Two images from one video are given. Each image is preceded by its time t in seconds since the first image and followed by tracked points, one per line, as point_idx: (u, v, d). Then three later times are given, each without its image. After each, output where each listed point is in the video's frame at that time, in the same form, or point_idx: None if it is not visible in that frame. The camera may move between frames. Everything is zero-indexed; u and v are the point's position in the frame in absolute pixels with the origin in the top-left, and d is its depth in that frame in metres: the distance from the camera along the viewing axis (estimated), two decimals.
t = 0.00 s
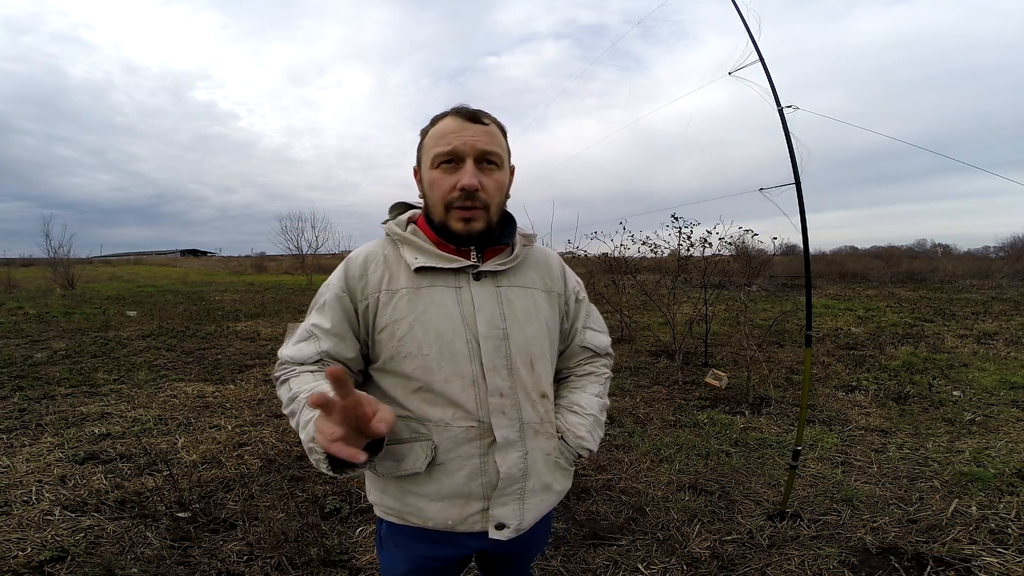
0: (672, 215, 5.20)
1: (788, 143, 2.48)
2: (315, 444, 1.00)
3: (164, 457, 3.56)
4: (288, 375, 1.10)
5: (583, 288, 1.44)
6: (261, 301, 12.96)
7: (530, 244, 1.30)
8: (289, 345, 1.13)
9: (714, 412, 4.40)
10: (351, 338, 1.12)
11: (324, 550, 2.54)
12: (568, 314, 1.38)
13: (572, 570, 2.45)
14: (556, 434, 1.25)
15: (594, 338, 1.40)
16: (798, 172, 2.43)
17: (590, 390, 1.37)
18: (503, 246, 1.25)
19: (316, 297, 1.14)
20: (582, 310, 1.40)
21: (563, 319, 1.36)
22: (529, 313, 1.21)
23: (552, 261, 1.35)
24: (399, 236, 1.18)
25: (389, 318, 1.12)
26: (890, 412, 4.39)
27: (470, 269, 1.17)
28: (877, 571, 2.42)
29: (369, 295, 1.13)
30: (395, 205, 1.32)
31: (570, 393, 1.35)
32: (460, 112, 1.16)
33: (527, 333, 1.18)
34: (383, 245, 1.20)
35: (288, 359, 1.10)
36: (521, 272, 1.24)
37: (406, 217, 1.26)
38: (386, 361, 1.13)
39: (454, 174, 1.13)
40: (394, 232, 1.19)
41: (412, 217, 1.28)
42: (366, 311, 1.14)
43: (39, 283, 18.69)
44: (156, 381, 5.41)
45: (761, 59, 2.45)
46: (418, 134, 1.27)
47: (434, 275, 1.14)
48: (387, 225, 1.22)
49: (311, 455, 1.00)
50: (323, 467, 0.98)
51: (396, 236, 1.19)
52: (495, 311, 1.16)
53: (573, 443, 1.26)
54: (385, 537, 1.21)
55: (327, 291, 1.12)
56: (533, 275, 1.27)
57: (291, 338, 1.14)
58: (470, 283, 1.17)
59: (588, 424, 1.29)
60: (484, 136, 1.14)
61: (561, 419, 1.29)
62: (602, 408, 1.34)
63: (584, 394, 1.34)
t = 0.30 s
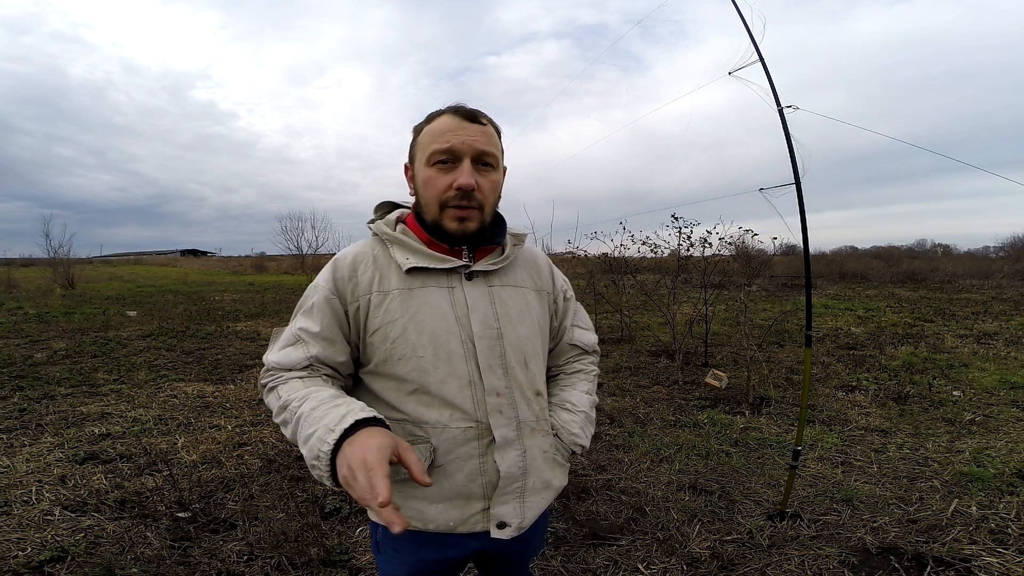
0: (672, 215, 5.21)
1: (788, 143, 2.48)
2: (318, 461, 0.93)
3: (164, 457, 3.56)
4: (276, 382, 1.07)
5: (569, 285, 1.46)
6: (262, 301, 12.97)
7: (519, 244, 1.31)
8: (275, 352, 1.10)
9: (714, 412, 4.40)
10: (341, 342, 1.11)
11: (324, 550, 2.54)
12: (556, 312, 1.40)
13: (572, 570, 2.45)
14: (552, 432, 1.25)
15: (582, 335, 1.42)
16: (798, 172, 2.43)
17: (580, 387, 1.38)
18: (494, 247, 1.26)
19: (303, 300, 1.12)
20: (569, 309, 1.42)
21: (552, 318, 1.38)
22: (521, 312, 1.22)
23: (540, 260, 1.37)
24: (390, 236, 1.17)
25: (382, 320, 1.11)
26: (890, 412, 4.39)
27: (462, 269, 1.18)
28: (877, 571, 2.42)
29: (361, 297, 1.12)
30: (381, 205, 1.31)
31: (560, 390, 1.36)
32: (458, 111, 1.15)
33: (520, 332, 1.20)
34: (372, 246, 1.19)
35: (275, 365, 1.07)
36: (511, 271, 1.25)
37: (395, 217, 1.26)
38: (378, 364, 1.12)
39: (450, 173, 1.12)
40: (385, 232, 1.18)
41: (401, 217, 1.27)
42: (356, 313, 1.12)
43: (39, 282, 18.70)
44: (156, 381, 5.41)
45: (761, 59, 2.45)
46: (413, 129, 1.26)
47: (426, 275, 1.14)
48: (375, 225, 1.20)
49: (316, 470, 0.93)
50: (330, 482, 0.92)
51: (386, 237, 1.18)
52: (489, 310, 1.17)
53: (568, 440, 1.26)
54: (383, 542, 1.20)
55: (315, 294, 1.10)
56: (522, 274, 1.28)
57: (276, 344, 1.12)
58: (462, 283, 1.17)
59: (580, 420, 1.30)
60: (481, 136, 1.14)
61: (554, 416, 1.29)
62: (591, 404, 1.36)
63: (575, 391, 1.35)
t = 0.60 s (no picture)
0: (672, 215, 5.22)
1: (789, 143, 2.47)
2: (320, 467, 0.93)
3: (164, 457, 3.56)
4: (269, 387, 1.07)
5: (561, 284, 1.46)
6: (261, 301, 12.96)
7: (514, 244, 1.32)
8: (267, 356, 1.10)
9: (714, 412, 4.40)
10: (334, 344, 1.11)
11: (324, 550, 2.54)
12: (549, 311, 1.40)
13: (572, 570, 2.45)
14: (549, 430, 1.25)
15: (575, 334, 1.42)
16: (798, 172, 2.42)
17: (574, 385, 1.39)
18: (489, 246, 1.26)
19: (294, 304, 1.12)
20: (562, 308, 1.43)
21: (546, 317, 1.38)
22: (517, 312, 1.22)
23: (533, 260, 1.37)
24: (383, 236, 1.17)
25: (376, 321, 1.11)
26: (890, 412, 4.39)
27: (457, 269, 1.18)
28: (877, 571, 2.42)
29: (354, 299, 1.12)
30: (373, 205, 1.31)
31: (555, 389, 1.36)
32: (455, 108, 1.16)
33: (517, 332, 1.20)
34: (366, 246, 1.19)
35: (268, 370, 1.07)
36: (506, 271, 1.26)
37: (388, 216, 1.25)
38: (373, 366, 1.12)
39: (448, 170, 1.12)
40: (378, 232, 1.18)
41: (394, 216, 1.27)
42: (351, 314, 1.12)
43: (40, 282, 18.70)
44: (156, 381, 5.41)
45: (760, 59, 2.44)
46: (407, 126, 1.25)
47: (421, 275, 1.14)
48: (368, 225, 1.20)
49: (317, 475, 0.94)
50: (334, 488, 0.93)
51: (380, 237, 1.18)
52: (485, 311, 1.17)
53: (565, 438, 1.26)
54: (381, 545, 1.19)
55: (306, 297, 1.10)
56: (517, 274, 1.28)
57: (267, 349, 1.11)
58: (458, 283, 1.17)
59: (576, 418, 1.30)
60: (479, 134, 1.14)
61: (550, 415, 1.29)
62: (586, 402, 1.36)
63: (570, 390, 1.36)
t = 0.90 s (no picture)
0: (672, 215, 5.22)
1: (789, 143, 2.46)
2: (320, 461, 0.93)
3: (164, 457, 3.56)
4: (268, 387, 1.07)
5: (560, 284, 1.46)
6: (261, 301, 12.96)
7: (512, 244, 1.31)
8: (266, 357, 1.10)
9: (714, 412, 4.40)
10: (334, 345, 1.10)
11: (324, 550, 2.54)
12: (548, 311, 1.40)
13: (572, 570, 2.45)
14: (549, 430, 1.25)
15: (574, 334, 1.42)
16: (798, 172, 2.42)
17: (573, 384, 1.39)
18: (488, 246, 1.26)
19: (294, 304, 1.12)
20: (561, 308, 1.43)
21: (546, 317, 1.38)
22: (516, 311, 1.22)
23: (532, 259, 1.37)
24: (382, 236, 1.17)
25: (375, 321, 1.11)
26: (890, 412, 4.39)
27: (457, 269, 1.18)
28: (877, 571, 2.42)
29: (352, 298, 1.12)
30: (372, 205, 1.31)
31: (555, 389, 1.36)
32: (451, 109, 1.15)
33: (516, 332, 1.20)
34: (364, 246, 1.19)
35: (268, 370, 1.07)
36: (505, 271, 1.26)
37: (387, 216, 1.25)
38: (373, 367, 1.12)
39: (445, 173, 1.12)
40: (376, 235, 1.18)
41: (393, 216, 1.27)
42: (350, 315, 1.12)
43: (39, 282, 18.70)
44: (156, 381, 5.41)
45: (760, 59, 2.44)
46: (403, 127, 1.25)
47: (420, 276, 1.14)
48: (367, 225, 1.20)
49: (317, 472, 0.94)
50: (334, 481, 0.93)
51: (377, 239, 1.18)
52: (485, 310, 1.17)
53: (564, 437, 1.26)
54: (382, 546, 1.19)
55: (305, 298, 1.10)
56: (516, 274, 1.28)
57: (267, 350, 1.11)
58: (457, 283, 1.17)
59: (576, 417, 1.30)
60: (476, 135, 1.14)
61: (550, 414, 1.29)
62: (585, 401, 1.36)
63: (569, 389, 1.36)
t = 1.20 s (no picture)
0: (672, 215, 5.21)
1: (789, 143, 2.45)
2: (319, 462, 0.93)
3: (164, 457, 3.56)
4: (270, 387, 1.07)
5: (564, 283, 1.45)
6: (261, 301, 12.96)
7: (514, 242, 1.31)
8: (268, 357, 1.10)
9: (714, 412, 4.40)
10: (335, 345, 1.10)
11: (324, 550, 2.54)
12: (552, 311, 1.39)
13: (572, 571, 2.45)
14: (551, 429, 1.25)
15: (578, 334, 1.42)
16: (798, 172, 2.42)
17: (576, 383, 1.38)
18: (490, 245, 1.26)
19: (296, 304, 1.12)
20: (565, 308, 1.42)
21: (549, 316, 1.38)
22: (518, 311, 1.22)
23: (535, 259, 1.37)
24: (384, 236, 1.17)
25: (377, 322, 1.11)
26: (890, 412, 4.39)
27: (458, 269, 1.18)
28: (877, 571, 2.42)
29: (354, 299, 1.12)
30: (374, 205, 1.31)
31: (557, 387, 1.36)
32: (437, 111, 1.15)
33: (518, 332, 1.20)
34: (366, 246, 1.19)
35: (270, 370, 1.08)
36: (507, 271, 1.26)
37: (389, 216, 1.25)
38: (374, 367, 1.12)
39: (440, 176, 1.12)
40: (376, 237, 1.19)
41: (394, 217, 1.27)
42: (352, 315, 1.12)
43: (39, 283, 18.71)
44: (156, 381, 5.41)
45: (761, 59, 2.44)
46: (392, 135, 1.25)
47: (421, 276, 1.14)
48: (369, 225, 1.20)
49: (317, 472, 0.94)
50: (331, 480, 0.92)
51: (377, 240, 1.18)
52: (486, 310, 1.17)
53: (566, 436, 1.26)
54: (383, 545, 1.18)
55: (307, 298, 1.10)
56: (518, 273, 1.28)
57: (269, 350, 1.11)
58: (458, 283, 1.17)
59: (578, 416, 1.30)
60: (465, 134, 1.14)
61: (552, 413, 1.29)
62: (588, 400, 1.36)
63: (572, 387, 1.35)
